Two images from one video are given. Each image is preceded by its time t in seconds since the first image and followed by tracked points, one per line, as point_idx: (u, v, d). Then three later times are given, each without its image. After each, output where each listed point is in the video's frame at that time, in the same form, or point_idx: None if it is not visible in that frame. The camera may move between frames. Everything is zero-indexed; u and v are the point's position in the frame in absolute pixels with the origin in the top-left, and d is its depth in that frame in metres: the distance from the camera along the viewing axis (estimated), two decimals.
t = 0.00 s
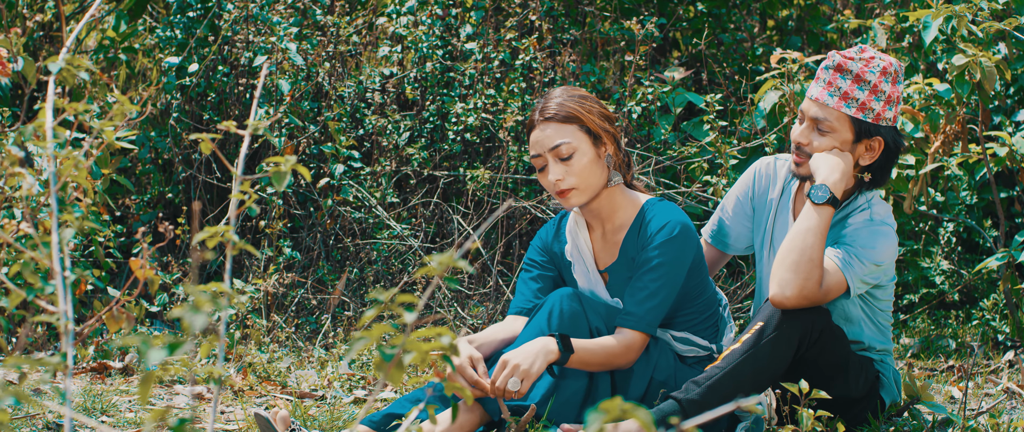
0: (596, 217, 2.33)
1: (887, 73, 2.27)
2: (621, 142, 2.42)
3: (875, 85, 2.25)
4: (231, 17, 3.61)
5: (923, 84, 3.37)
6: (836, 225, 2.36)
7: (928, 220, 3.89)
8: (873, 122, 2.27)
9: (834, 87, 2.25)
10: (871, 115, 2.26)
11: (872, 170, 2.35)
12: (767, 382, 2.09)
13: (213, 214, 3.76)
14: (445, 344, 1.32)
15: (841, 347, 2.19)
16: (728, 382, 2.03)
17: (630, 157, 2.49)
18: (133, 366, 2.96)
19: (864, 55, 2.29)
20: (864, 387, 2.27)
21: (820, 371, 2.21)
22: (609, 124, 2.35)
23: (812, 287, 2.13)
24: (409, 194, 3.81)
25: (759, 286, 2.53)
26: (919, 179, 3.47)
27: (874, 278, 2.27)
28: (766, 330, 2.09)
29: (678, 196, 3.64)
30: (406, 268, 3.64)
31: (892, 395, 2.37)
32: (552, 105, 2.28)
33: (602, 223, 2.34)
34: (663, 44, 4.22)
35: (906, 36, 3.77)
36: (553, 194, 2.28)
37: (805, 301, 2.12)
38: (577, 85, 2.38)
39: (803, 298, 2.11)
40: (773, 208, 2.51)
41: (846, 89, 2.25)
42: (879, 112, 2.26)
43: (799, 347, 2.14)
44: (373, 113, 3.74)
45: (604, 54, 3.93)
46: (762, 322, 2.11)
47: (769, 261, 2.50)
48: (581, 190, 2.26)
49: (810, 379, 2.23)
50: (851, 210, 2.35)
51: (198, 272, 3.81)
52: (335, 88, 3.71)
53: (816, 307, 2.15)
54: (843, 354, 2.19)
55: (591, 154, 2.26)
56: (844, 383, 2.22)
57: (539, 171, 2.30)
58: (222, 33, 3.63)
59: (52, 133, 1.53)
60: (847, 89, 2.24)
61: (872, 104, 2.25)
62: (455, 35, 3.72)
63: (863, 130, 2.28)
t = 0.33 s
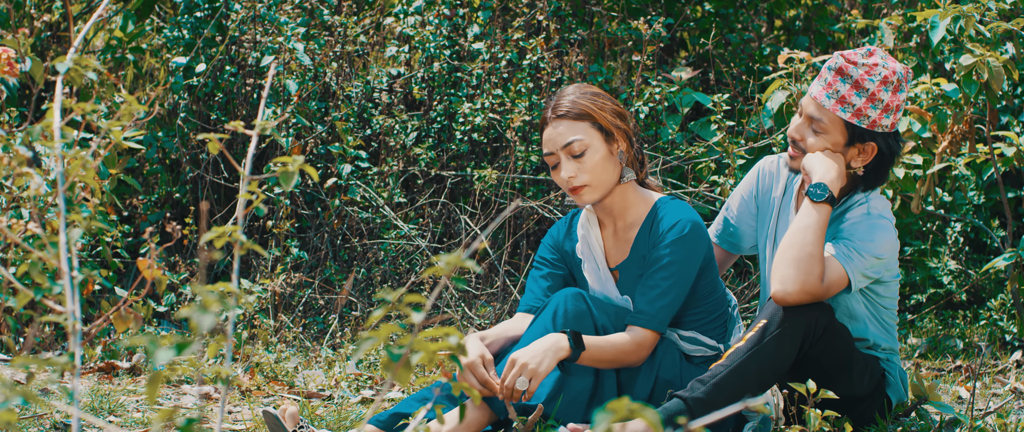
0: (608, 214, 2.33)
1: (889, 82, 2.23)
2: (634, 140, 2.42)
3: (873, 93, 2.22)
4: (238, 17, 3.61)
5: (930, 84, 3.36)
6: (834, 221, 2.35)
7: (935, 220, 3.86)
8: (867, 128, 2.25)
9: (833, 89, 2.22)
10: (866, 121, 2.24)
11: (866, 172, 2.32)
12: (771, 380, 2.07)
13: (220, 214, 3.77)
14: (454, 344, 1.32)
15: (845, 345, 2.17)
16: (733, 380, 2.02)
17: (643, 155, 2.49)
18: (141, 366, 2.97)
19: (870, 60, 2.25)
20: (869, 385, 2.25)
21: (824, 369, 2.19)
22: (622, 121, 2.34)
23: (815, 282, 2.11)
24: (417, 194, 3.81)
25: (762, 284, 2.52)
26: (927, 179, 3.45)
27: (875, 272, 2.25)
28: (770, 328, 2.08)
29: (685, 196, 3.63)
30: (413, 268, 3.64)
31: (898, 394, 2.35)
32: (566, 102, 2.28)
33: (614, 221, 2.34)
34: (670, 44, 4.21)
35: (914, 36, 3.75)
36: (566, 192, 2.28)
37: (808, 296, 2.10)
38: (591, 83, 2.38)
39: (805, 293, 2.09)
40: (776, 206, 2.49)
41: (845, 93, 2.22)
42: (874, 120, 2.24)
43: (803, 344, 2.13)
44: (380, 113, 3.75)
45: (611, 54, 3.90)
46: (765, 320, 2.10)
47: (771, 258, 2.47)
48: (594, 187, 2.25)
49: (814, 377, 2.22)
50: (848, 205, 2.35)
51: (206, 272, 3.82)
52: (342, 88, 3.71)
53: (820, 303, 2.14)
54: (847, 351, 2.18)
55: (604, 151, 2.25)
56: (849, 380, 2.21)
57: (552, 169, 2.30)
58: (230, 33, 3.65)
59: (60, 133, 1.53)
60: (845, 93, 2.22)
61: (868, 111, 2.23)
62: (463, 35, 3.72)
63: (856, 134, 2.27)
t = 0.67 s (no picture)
0: (624, 208, 2.33)
1: (873, 69, 2.26)
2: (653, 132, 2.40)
3: (863, 82, 2.24)
4: (242, 18, 3.62)
5: (934, 84, 3.36)
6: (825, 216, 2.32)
7: (940, 220, 3.85)
8: (862, 118, 2.25)
9: (823, 86, 2.23)
10: (860, 111, 2.24)
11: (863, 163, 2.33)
12: (772, 378, 2.06)
13: (225, 214, 3.78)
14: (458, 344, 1.32)
15: (845, 342, 2.16)
16: (734, 378, 2.00)
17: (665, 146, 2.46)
18: (145, 366, 2.97)
19: (851, 52, 2.27)
20: (871, 382, 2.24)
21: (825, 366, 2.18)
22: (640, 115, 2.33)
23: (810, 276, 2.09)
24: (421, 194, 3.82)
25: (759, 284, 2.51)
26: (932, 179, 3.44)
27: (869, 265, 2.22)
28: (768, 324, 2.07)
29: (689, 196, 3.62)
30: (418, 268, 3.64)
31: (901, 392, 2.35)
32: (584, 95, 2.28)
33: (630, 215, 2.33)
34: (675, 43, 4.20)
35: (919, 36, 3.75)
36: (583, 185, 2.28)
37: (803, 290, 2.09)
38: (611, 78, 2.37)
39: (800, 286, 2.08)
40: (771, 207, 2.47)
41: (835, 88, 2.22)
42: (868, 108, 2.24)
43: (803, 340, 2.12)
44: (385, 112, 3.75)
45: (615, 53, 3.92)
46: (764, 316, 2.08)
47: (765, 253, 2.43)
48: (610, 180, 2.26)
49: (815, 375, 2.22)
50: (839, 199, 2.30)
51: (211, 271, 3.83)
52: (347, 88, 3.71)
53: (818, 300, 2.13)
54: (848, 348, 2.17)
55: (620, 145, 2.25)
56: (850, 378, 2.20)
57: (569, 162, 2.30)
58: (234, 33, 3.65)
59: (65, 133, 1.53)
60: (836, 88, 2.22)
61: (861, 101, 2.23)
62: (467, 35, 3.73)
63: (852, 126, 2.27)
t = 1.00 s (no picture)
0: (640, 204, 2.34)
1: (863, 68, 2.25)
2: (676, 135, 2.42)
3: (851, 81, 2.23)
4: (245, 17, 3.63)
5: (938, 82, 3.34)
6: (826, 215, 2.32)
7: (943, 219, 3.84)
8: (853, 117, 2.24)
9: (812, 86, 2.23)
10: (850, 111, 2.23)
11: (859, 162, 2.32)
12: (775, 378, 2.06)
13: (228, 214, 3.78)
14: (461, 343, 1.32)
15: (849, 341, 2.16)
16: (738, 377, 2.00)
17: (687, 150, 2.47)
18: (149, 365, 2.97)
19: (840, 52, 2.27)
20: (875, 381, 2.24)
21: (829, 366, 2.18)
22: (664, 114, 2.35)
23: (810, 275, 2.08)
24: (424, 193, 3.81)
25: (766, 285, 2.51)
26: (935, 178, 3.41)
27: (871, 263, 2.22)
28: (772, 323, 2.06)
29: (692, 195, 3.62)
30: (421, 266, 3.63)
31: (905, 391, 2.34)
32: (609, 88, 2.32)
33: (645, 211, 2.35)
34: (678, 42, 4.20)
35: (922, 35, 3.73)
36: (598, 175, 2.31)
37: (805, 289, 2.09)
38: (641, 76, 2.40)
39: (803, 286, 2.07)
40: (774, 208, 2.49)
41: (823, 87, 2.22)
42: (858, 108, 2.23)
43: (806, 340, 2.11)
44: (388, 112, 3.75)
45: (618, 52, 3.91)
46: (768, 316, 2.08)
47: (769, 253, 2.42)
48: (624, 173, 2.28)
49: (818, 374, 2.21)
50: (840, 198, 2.30)
51: (213, 271, 3.83)
52: (350, 87, 3.71)
53: (822, 299, 2.12)
54: (851, 347, 2.16)
55: (639, 139, 2.28)
56: (854, 378, 2.20)
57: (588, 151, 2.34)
58: (238, 32, 3.66)
59: (69, 132, 1.54)
60: (824, 87, 2.22)
61: (850, 100, 2.22)
62: (470, 34, 3.73)
63: (843, 125, 2.26)
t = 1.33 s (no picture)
0: (653, 198, 2.35)
1: (860, 62, 2.25)
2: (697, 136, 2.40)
3: (847, 75, 2.23)
4: (245, 13, 3.63)
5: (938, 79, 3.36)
6: (826, 212, 2.32)
7: (943, 216, 3.84)
8: (848, 112, 2.25)
9: (808, 79, 2.23)
10: (846, 105, 2.24)
11: (855, 158, 2.31)
12: (775, 374, 2.06)
13: (228, 210, 3.78)
14: (462, 339, 1.32)
15: (848, 338, 2.16)
16: (737, 373, 2.00)
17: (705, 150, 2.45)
18: (149, 361, 2.97)
19: (837, 46, 2.27)
20: (874, 378, 2.24)
21: (828, 362, 2.18)
22: (686, 114, 2.34)
23: (810, 272, 2.08)
24: (423, 189, 3.83)
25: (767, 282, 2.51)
26: (935, 175, 3.41)
27: (872, 258, 2.21)
28: (772, 319, 2.06)
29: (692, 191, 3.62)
30: (421, 263, 3.63)
31: (905, 388, 2.34)
32: (638, 79, 2.31)
33: (657, 204, 2.35)
34: (678, 39, 4.20)
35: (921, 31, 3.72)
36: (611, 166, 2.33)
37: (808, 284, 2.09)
38: (673, 71, 2.38)
39: (803, 282, 2.07)
40: (772, 206, 2.48)
41: (819, 81, 2.23)
42: (854, 102, 2.24)
43: (805, 336, 2.11)
44: (387, 108, 3.76)
45: (619, 49, 3.89)
46: (767, 312, 2.07)
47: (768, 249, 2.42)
48: (635, 169, 2.29)
49: (817, 371, 2.21)
50: (839, 194, 2.30)
51: (213, 267, 3.84)
52: (350, 84, 3.70)
53: (821, 295, 2.12)
54: (850, 344, 2.16)
55: (656, 138, 2.28)
56: (853, 374, 2.19)
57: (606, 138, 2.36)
58: (238, 28, 3.66)
59: (68, 129, 1.54)
60: (820, 81, 2.23)
61: (845, 94, 2.23)
62: (470, 31, 3.73)
63: (838, 119, 2.26)
